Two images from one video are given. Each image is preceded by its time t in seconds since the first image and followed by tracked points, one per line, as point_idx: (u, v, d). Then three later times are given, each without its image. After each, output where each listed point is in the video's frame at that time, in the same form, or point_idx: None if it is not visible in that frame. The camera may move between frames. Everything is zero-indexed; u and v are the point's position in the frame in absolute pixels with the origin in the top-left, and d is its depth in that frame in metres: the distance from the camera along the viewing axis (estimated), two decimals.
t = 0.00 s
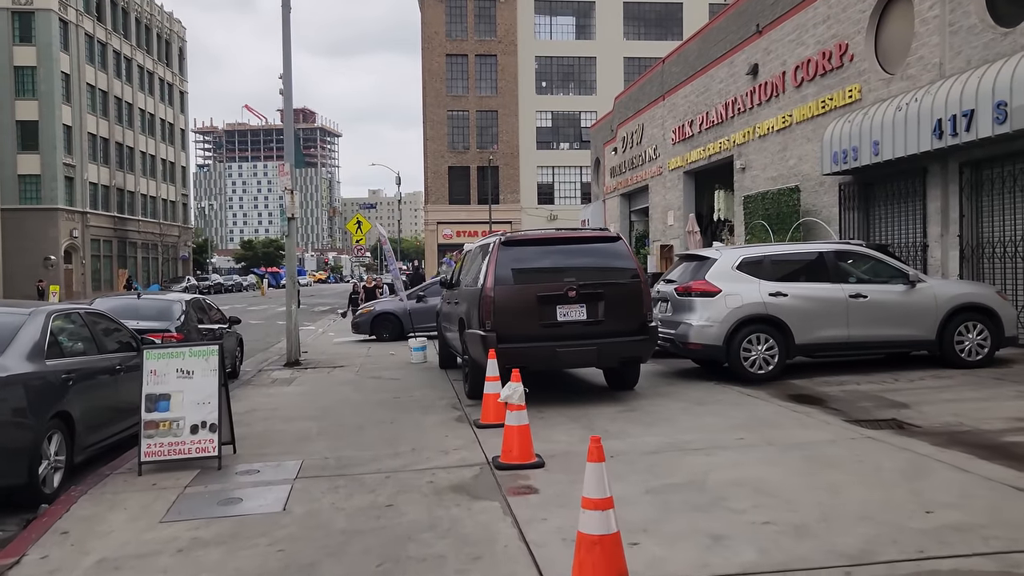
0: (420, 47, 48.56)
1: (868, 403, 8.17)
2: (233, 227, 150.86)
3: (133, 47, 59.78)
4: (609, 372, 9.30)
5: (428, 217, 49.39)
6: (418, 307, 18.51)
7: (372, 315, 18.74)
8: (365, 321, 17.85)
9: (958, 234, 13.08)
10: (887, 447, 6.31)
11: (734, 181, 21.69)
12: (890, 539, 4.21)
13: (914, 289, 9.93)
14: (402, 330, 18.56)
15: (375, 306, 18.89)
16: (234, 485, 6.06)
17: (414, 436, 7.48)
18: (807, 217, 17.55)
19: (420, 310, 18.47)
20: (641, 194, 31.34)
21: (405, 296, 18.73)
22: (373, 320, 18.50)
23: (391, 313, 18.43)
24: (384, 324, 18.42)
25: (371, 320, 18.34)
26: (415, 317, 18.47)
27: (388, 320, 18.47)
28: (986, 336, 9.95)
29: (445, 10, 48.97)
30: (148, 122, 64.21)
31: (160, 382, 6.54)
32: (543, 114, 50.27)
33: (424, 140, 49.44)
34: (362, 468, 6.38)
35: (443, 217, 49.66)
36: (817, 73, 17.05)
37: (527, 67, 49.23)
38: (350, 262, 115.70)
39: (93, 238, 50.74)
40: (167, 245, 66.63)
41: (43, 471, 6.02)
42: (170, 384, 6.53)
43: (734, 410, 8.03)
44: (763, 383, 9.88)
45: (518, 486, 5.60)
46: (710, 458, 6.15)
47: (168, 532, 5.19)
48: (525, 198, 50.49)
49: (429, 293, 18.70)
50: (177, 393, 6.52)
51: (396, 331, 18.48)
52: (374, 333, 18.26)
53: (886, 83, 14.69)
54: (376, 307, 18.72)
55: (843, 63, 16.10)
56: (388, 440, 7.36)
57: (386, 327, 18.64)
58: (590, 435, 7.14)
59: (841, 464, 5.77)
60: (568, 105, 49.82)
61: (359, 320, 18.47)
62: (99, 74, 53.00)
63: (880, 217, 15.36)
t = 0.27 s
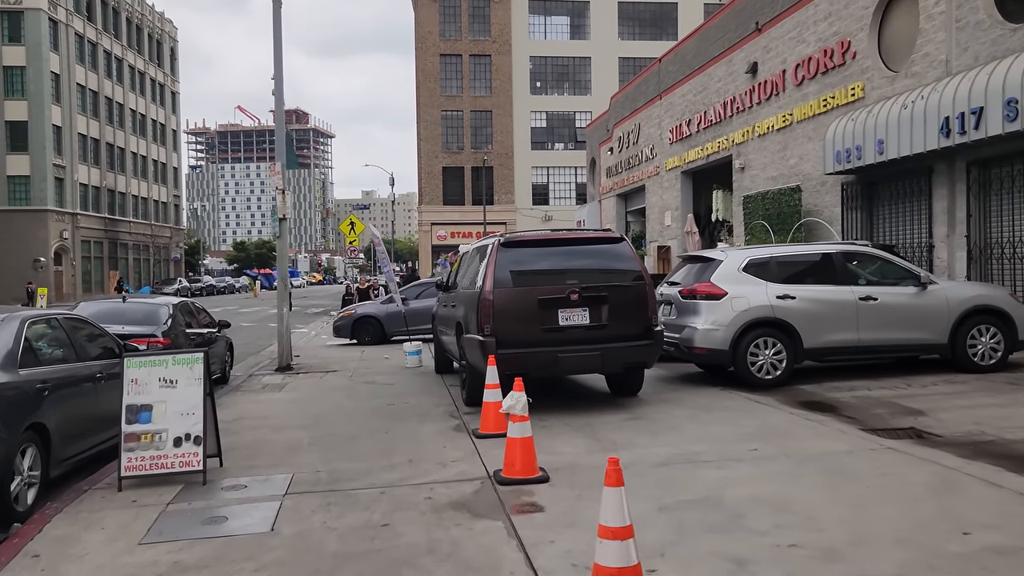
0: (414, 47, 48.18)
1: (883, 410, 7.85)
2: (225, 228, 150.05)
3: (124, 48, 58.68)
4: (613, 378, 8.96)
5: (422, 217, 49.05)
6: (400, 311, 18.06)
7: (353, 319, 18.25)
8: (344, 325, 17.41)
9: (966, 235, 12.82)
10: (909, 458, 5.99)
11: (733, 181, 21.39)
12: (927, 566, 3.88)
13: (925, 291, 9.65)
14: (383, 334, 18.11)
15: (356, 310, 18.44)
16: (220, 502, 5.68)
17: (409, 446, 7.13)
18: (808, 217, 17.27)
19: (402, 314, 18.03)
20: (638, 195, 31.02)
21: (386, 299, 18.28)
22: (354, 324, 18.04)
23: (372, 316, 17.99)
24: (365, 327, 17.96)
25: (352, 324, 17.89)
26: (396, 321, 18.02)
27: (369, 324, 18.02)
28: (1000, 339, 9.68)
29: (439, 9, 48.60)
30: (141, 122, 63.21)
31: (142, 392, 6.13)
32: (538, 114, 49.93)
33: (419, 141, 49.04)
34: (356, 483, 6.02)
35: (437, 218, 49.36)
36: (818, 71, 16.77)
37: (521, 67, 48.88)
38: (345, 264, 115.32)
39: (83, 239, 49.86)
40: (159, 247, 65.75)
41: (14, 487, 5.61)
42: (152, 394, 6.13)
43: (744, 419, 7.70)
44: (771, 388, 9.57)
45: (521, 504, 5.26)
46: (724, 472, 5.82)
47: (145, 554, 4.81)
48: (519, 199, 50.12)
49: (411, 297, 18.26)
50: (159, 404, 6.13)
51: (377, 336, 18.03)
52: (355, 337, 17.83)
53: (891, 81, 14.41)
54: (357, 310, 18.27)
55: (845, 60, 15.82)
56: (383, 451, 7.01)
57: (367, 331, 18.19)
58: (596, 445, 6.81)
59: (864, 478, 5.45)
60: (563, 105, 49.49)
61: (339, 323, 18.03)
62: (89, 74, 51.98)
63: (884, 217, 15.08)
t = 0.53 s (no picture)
0: (414, 46, 47.85)
1: (904, 415, 7.53)
2: (224, 228, 149.61)
3: (123, 48, 58.15)
4: (620, 381, 8.62)
5: (422, 218, 48.67)
6: (386, 312, 17.80)
7: (340, 320, 18.01)
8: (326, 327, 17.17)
9: (980, 233, 12.49)
10: (938, 467, 5.66)
11: (738, 179, 21.08)
12: None
13: (943, 290, 9.32)
14: (369, 335, 17.82)
15: (343, 311, 18.18)
16: (208, 515, 5.33)
17: (409, 453, 6.80)
18: (816, 216, 16.95)
19: (388, 314, 17.76)
20: (640, 194, 30.74)
21: (372, 300, 18.01)
22: (340, 325, 17.75)
23: (358, 317, 17.72)
24: (350, 329, 17.71)
25: (337, 325, 17.60)
26: (383, 322, 17.74)
27: (355, 325, 17.74)
28: (1020, 341, 9.35)
29: (439, 8, 48.25)
30: (140, 122, 62.72)
31: (126, 397, 5.77)
32: (538, 113, 49.63)
33: (419, 140, 48.70)
34: (352, 494, 5.67)
35: (437, 218, 49.03)
36: (826, 66, 16.45)
37: (521, 66, 48.58)
38: (344, 264, 114.98)
39: (81, 240, 49.31)
40: (158, 247, 65.18)
41: None
42: (137, 399, 5.77)
43: (759, 424, 7.36)
44: (784, 392, 9.24)
45: (529, 518, 4.91)
46: (743, 482, 5.49)
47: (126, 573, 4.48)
48: (519, 199, 49.79)
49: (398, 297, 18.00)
50: (145, 410, 5.77)
51: (363, 336, 17.74)
52: (340, 339, 17.61)
53: (901, 76, 14.06)
54: (343, 311, 18.00)
55: (854, 55, 15.50)
56: (382, 458, 6.67)
57: (353, 331, 17.88)
58: (606, 453, 6.47)
59: (893, 489, 5.12)
60: (564, 104, 49.16)
61: (325, 324, 17.83)
62: (88, 74, 51.38)
63: (894, 215, 14.77)
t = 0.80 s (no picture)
0: (423, 47, 47.55)
1: (941, 426, 7.15)
2: (234, 229, 149.77)
3: (133, 49, 57.95)
4: (640, 389, 8.27)
5: (432, 219, 48.38)
6: (384, 314, 17.41)
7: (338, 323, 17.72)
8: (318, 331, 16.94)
9: (1011, 234, 12.07)
10: (988, 486, 5.28)
11: (754, 180, 20.66)
12: None
13: (978, 295, 8.94)
14: (367, 338, 17.50)
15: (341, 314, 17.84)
16: (208, 535, 5.00)
17: (422, 467, 6.46)
18: (837, 217, 16.52)
19: (386, 317, 17.37)
20: (653, 195, 30.35)
21: (371, 302, 17.66)
22: (336, 328, 17.50)
23: (353, 320, 17.37)
24: (344, 333, 17.38)
25: (334, 328, 17.33)
26: (380, 324, 17.37)
27: (352, 327, 17.44)
28: None
29: (449, 9, 47.98)
30: (151, 124, 62.49)
31: (123, 408, 5.44)
32: (549, 114, 49.25)
33: (428, 141, 48.39)
34: (361, 512, 5.34)
35: (447, 219, 48.69)
36: (847, 63, 16.03)
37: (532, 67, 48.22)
38: (354, 266, 114.88)
39: (92, 241, 48.99)
40: (168, 249, 64.93)
41: None
42: (136, 410, 5.44)
43: (789, 436, 6.99)
44: (811, 400, 8.85)
45: (553, 541, 4.56)
46: (779, 503, 5.12)
47: None
48: (530, 200, 49.40)
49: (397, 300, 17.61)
50: (144, 422, 5.43)
51: (360, 339, 17.44)
52: (336, 343, 17.34)
53: (926, 73, 13.65)
54: (342, 314, 17.72)
55: (876, 52, 15.08)
56: (392, 471, 6.34)
57: (350, 335, 17.53)
58: (629, 468, 6.12)
59: (943, 510, 4.75)
60: (574, 105, 48.83)
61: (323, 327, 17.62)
62: (99, 75, 51.09)
63: (919, 216, 14.36)
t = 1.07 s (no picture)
0: (443, 46, 47.30)
1: (992, 434, 6.77)
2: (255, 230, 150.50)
3: (155, 51, 58.14)
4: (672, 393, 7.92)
5: (451, 219, 48.14)
6: (392, 315, 17.13)
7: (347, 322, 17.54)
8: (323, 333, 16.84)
9: None
10: None
11: (782, 178, 20.20)
12: None
13: None
14: (375, 338, 17.26)
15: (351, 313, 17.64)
16: (221, 549, 4.71)
17: (445, 475, 6.15)
18: (868, 215, 16.11)
19: (394, 317, 17.08)
20: (676, 194, 29.92)
21: (380, 302, 17.38)
22: (346, 328, 17.39)
23: (360, 321, 17.17)
24: (352, 333, 17.21)
25: (342, 328, 17.19)
26: (388, 325, 17.10)
27: (360, 328, 17.23)
28: None
29: (469, 8, 47.70)
30: (173, 125, 62.62)
31: (133, 413, 5.16)
32: (569, 113, 48.83)
33: (448, 141, 48.12)
34: (383, 524, 5.04)
35: (466, 219, 48.41)
36: (880, 57, 15.57)
37: (553, 65, 47.84)
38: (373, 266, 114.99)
39: (114, 241, 49.02)
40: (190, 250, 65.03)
41: None
42: (147, 414, 5.17)
43: (831, 444, 6.61)
44: (850, 405, 8.46)
45: (589, 561, 4.23)
46: (829, 519, 4.77)
47: None
48: (550, 200, 48.98)
49: (405, 300, 17.29)
50: (155, 427, 5.16)
51: (368, 340, 17.23)
52: (344, 344, 17.23)
53: (965, 66, 13.18)
54: (351, 314, 17.54)
55: (911, 45, 14.61)
56: (413, 480, 6.04)
57: (359, 335, 17.35)
58: (664, 479, 5.78)
59: (1011, 529, 4.39)
60: (595, 104, 48.41)
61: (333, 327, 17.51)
62: (121, 76, 51.22)
63: (955, 215, 13.90)
